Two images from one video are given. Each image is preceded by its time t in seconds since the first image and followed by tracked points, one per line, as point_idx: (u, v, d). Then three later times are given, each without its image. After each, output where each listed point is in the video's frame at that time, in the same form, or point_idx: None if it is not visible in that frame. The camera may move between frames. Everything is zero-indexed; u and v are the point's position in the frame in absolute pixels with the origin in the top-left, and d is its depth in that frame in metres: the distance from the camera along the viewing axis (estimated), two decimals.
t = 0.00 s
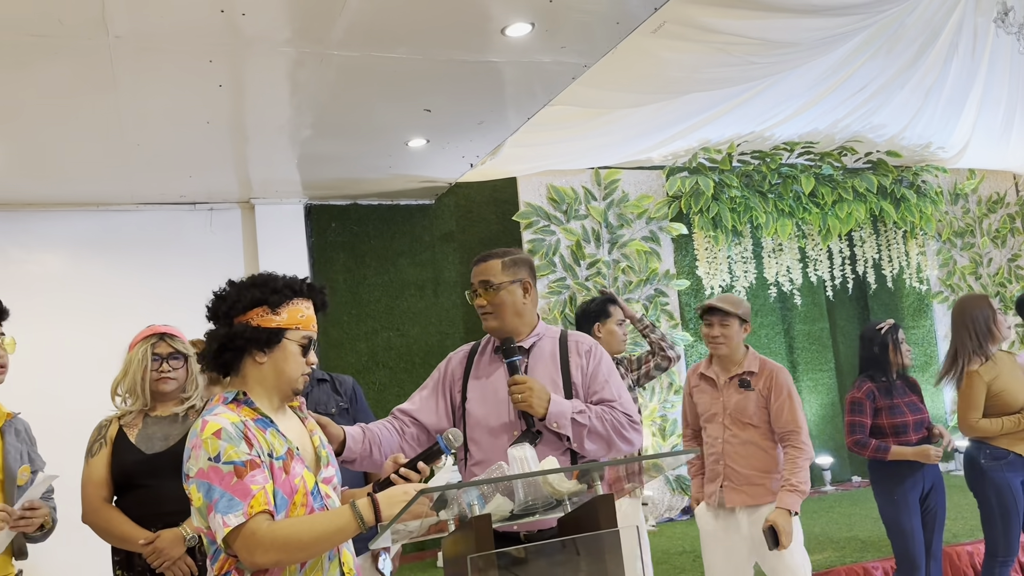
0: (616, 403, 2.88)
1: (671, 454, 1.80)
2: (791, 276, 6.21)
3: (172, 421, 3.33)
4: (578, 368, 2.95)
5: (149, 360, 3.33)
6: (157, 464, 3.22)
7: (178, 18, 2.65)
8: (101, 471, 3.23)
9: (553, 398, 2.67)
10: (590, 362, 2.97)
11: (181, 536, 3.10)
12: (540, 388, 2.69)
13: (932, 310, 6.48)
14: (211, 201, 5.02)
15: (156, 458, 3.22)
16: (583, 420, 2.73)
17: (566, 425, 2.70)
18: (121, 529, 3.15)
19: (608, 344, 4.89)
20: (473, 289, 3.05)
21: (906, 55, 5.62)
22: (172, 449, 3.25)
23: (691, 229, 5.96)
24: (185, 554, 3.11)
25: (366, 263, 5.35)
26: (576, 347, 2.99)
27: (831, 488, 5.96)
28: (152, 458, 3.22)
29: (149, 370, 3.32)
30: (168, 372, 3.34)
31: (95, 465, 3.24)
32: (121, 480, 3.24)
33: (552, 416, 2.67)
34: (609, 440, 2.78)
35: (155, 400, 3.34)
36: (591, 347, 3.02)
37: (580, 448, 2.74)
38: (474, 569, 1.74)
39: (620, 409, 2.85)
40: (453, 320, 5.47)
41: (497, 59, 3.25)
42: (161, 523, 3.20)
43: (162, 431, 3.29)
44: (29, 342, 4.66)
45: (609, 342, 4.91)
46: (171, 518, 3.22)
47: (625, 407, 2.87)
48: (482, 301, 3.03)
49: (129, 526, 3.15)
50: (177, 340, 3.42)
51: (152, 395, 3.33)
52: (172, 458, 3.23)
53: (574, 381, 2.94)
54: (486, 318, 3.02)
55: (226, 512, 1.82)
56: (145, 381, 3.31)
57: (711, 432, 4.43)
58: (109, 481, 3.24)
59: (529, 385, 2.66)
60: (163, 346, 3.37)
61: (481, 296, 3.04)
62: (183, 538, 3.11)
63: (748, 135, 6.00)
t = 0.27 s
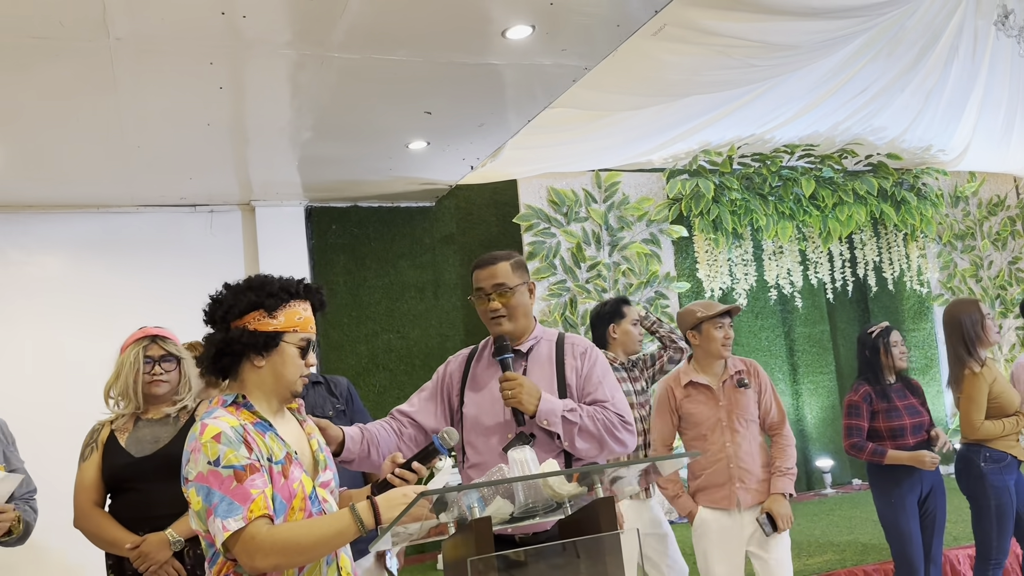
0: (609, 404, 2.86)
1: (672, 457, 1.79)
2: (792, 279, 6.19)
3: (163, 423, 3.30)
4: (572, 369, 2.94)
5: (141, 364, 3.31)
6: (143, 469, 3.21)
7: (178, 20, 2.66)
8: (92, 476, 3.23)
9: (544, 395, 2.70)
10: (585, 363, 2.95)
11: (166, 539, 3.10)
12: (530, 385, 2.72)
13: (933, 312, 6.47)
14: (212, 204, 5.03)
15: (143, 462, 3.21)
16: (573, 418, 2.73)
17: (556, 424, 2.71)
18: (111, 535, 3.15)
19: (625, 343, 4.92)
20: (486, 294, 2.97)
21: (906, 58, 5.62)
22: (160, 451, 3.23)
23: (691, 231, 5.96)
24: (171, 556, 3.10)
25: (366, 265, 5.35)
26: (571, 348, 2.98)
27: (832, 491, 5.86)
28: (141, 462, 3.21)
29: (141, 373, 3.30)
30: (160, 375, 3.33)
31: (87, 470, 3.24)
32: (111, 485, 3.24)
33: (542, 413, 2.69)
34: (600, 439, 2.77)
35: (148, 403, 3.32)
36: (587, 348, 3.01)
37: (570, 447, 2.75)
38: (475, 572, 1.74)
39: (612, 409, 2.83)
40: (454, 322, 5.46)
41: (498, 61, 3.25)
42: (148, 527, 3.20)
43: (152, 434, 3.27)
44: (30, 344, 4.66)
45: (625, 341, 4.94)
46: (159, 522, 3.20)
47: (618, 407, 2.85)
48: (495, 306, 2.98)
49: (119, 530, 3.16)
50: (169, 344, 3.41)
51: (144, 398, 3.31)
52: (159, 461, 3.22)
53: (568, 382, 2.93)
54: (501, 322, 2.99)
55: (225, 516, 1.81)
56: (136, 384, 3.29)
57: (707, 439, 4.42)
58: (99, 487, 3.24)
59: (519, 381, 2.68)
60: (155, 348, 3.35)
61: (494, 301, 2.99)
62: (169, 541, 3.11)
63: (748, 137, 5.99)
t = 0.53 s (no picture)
0: (607, 401, 2.90)
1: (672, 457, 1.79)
2: (793, 281, 6.19)
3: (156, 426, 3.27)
4: (568, 371, 2.97)
5: (128, 366, 3.32)
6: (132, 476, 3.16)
7: (180, 22, 2.66)
8: (85, 482, 3.22)
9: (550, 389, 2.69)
10: (579, 365, 2.98)
11: (151, 546, 3.03)
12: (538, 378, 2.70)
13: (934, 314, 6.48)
14: (213, 206, 5.03)
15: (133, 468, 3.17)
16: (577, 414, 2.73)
17: (561, 419, 2.70)
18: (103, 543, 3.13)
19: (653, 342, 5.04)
20: (507, 290, 2.96)
21: (907, 59, 5.62)
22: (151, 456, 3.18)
23: (692, 233, 5.96)
24: (158, 564, 3.02)
25: (367, 267, 5.35)
26: (565, 350, 3.01)
27: (832, 493, 5.90)
28: (133, 466, 3.16)
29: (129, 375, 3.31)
30: (147, 376, 3.33)
31: (81, 478, 3.22)
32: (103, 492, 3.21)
33: (547, 408, 2.67)
34: (602, 437, 2.79)
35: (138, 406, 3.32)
36: (579, 349, 3.04)
37: (574, 442, 2.75)
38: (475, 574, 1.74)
39: (611, 406, 2.87)
40: (454, 324, 5.46)
41: (499, 63, 3.25)
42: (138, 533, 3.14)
43: (142, 437, 3.23)
44: (30, 346, 4.66)
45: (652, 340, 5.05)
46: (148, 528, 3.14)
47: (615, 404, 2.90)
48: (514, 303, 2.98)
49: (110, 538, 3.13)
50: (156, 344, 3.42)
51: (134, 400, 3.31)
52: (151, 466, 3.16)
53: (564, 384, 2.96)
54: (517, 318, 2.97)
55: (227, 520, 1.80)
56: (124, 387, 3.29)
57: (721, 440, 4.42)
58: (93, 494, 3.22)
59: (529, 372, 2.67)
60: (139, 349, 3.36)
61: (513, 298, 2.98)
62: (155, 548, 3.03)
63: (749, 139, 6.00)
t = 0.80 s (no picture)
0: (610, 403, 2.93)
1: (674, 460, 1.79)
2: (794, 282, 6.19)
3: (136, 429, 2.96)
4: (571, 372, 2.97)
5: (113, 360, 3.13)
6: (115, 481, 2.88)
7: (182, 24, 2.67)
8: (70, 481, 3.03)
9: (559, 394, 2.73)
10: (581, 367, 2.99)
11: (122, 560, 2.80)
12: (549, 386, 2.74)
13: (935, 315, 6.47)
14: (214, 207, 5.03)
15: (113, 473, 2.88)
16: (585, 417, 2.76)
17: (571, 423, 2.72)
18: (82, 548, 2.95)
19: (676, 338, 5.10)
20: (511, 291, 2.96)
21: (909, 61, 5.61)
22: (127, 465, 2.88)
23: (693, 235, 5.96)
24: None
25: (368, 268, 5.35)
26: (566, 352, 3.01)
27: (834, 494, 5.80)
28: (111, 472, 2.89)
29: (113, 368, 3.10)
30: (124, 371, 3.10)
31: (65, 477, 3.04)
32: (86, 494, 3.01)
33: (557, 413, 2.70)
34: (609, 437, 2.80)
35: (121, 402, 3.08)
36: (579, 352, 3.05)
37: (583, 444, 2.77)
38: None
39: (615, 406, 2.89)
40: (455, 325, 5.46)
41: (500, 64, 3.25)
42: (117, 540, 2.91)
43: (121, 440, 2.95)
44: (31, 347, 4.67)
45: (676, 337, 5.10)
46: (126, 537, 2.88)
47: (618, 406, 2.93)
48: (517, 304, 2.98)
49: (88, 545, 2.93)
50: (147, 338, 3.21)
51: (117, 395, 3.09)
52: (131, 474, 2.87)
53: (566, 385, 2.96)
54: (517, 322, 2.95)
55: (229, 519, 1.81)
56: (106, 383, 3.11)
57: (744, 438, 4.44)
58: (80, 493, 3.03)
59: (539, 380, 2.70)
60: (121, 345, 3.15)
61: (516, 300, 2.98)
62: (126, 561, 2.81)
63: (750, 141, 6.00)
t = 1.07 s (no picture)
0: (627, 405, 2.93)
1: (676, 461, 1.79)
2: (796, 283, 6.18)
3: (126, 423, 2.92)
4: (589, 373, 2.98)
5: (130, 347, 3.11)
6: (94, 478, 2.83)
7: (184, 25, 2.67)
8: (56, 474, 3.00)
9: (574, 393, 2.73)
10: (600, 368, 3.00)
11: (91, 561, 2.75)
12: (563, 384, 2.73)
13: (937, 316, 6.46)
14: (216, 207, 5.04)
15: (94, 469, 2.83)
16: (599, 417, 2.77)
17: (584, 423, 2.73)
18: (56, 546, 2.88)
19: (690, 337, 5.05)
20: (530, 291, 2.99)
21: (911, 61, 5.61)
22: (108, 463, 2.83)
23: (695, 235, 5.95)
24: None
25: (370, 268, 5.35)
26: (584, 353, 3.02)
27: (836, 495, 5.82)
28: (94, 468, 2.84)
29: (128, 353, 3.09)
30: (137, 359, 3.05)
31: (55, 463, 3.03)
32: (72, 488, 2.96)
33: (572, 412, 2.71)
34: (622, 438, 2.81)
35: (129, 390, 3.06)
36: (598, 354, 3.06)
37: (596, 444, 2.77)
38: None
39: (630, 409, 2.90)
40: (456, 325, 5.45)
41: (502, 65, 3.25)
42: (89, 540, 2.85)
43: (106, 435, 2.88)
44: (33, 346, 4.67)
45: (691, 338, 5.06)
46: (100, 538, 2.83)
47: (634, 408, 2.93)
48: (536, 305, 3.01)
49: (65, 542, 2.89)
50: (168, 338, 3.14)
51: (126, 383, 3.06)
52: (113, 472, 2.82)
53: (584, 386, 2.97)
54: (536, 321, 2.97)
55: (234, 504, 1.81)
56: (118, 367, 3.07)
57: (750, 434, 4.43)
58: (64, 488, 2.98)
59: (554, 380, 2.70)
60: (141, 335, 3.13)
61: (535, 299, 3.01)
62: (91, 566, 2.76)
63: (752, 141, 5.99)
